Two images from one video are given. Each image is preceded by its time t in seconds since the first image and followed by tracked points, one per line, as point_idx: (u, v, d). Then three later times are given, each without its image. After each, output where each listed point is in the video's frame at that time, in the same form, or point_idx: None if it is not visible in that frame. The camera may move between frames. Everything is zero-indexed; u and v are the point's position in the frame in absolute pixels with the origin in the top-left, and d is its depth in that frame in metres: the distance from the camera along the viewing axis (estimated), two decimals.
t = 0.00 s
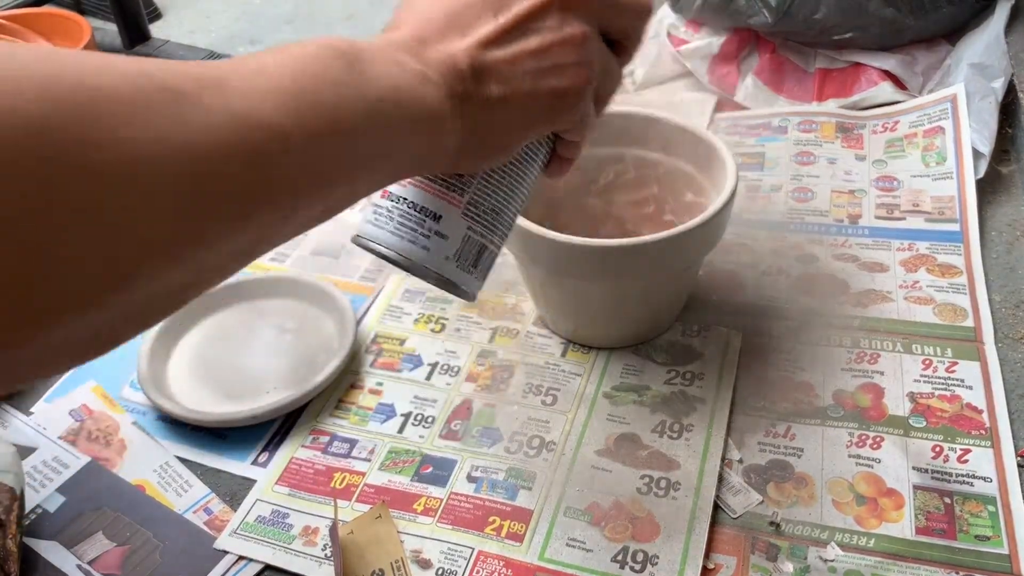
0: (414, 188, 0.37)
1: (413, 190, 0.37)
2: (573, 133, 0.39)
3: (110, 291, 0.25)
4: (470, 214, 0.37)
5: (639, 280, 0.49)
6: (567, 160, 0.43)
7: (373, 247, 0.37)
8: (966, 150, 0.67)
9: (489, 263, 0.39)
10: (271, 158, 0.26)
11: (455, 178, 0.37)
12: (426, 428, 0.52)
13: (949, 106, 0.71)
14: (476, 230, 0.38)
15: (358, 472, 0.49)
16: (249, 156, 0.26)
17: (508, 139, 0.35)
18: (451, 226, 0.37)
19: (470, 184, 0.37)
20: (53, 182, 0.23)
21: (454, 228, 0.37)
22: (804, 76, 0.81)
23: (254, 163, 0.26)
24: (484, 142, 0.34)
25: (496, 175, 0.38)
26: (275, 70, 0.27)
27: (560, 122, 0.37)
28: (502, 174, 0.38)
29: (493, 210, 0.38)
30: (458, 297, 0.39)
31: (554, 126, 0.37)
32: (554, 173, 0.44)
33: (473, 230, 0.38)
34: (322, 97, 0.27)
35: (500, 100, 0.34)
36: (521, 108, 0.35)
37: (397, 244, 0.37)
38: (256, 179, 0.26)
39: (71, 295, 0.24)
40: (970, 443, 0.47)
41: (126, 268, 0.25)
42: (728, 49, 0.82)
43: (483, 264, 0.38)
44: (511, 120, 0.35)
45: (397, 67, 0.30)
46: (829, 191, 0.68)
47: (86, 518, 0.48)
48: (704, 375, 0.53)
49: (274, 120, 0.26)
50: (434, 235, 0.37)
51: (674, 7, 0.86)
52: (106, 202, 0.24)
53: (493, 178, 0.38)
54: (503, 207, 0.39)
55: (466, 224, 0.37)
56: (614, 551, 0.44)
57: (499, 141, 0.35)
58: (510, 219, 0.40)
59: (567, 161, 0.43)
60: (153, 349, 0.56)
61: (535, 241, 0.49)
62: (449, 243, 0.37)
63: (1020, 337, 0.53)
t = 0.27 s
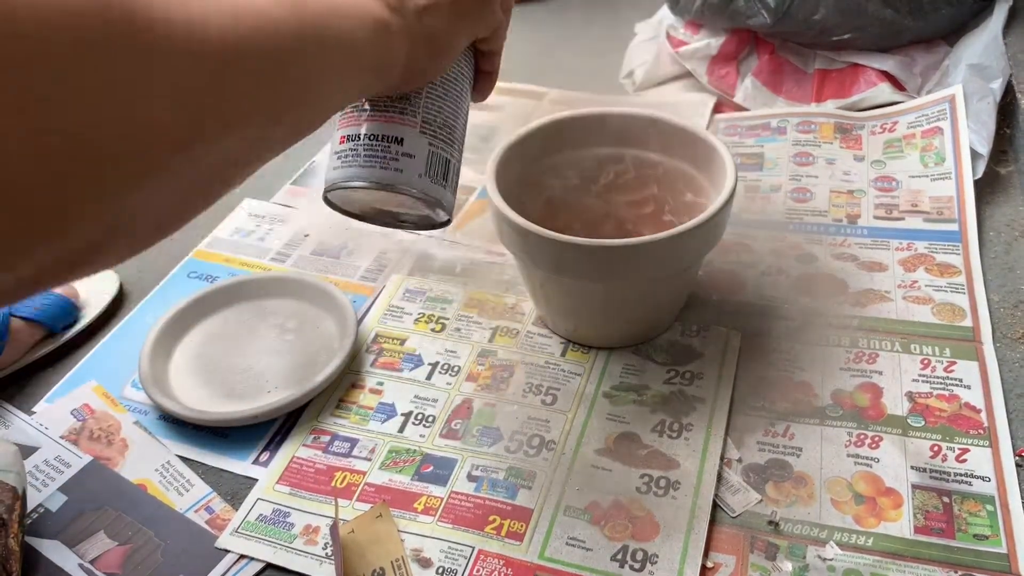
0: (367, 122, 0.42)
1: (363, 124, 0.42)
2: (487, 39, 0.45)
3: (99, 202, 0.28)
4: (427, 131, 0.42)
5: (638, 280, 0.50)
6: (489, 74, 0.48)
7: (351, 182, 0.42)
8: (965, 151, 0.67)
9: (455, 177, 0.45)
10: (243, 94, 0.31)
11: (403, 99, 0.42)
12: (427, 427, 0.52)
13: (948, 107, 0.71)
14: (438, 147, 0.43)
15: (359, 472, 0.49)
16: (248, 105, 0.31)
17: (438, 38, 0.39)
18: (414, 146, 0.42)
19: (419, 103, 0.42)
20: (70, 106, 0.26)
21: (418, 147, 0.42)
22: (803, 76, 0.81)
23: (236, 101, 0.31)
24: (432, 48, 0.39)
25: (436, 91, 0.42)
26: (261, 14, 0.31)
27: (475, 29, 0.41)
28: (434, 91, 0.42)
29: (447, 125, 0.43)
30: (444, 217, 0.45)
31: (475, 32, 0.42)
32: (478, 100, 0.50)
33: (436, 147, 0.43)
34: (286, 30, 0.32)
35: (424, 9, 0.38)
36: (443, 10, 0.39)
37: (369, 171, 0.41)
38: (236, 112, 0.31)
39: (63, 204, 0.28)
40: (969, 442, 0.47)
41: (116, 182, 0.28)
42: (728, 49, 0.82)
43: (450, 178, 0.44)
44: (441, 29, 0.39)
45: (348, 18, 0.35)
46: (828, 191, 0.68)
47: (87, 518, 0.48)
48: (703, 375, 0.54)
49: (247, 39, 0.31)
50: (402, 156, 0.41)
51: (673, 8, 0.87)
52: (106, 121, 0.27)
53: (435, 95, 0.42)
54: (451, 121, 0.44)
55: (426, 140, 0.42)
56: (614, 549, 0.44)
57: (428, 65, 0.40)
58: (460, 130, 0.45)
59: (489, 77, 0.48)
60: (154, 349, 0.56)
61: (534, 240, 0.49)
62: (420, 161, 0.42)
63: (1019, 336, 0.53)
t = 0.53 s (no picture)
0: (471, 184, 0.36)
1: (469, 188, 0.36)
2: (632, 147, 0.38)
3: (87, 266, 0.25)
4: (519, 217, 0.36)
5: (638, 279, 0.50)
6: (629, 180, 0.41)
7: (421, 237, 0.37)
8: (964, 151, 0.67)
9: (536, 278, 0.38)
10: (257, 137, 0.26)
11: (516, 174, 0.36)
12: (427, 427, 0.52)
13: (947, 107, 0.71)
14: (524, 235, 0.36)
15: (359, 471, 0.50)
16: (264, 149, 0.26)
17: (552, 131, 0.34)
18: (497, 224, 0.36)
19: (525, 184, 0.36)
20: (33, 154, 0.23)
21: (499, 226, 0.36)
22: (803, 76, 0.81)
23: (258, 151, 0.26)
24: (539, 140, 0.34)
25: (550, 179, 0.37)
26: (330, 60, 0.27)
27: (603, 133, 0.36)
28: (553, 177, 0.37)
29: (548, 215, 0.37)
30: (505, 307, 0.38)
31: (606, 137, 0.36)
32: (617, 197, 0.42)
33: (521, 235, 0.36)
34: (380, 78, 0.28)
35: (552, 94, 0.33)
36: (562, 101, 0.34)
37: (442, 235, 0.36)
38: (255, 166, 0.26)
39: (38, 258, 0.24)
40: (968, 442, 0.47)
41: (124, 237, 0.25)
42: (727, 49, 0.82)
43: (527, 271, 0.37)
44: (562, 126, 0.34)
45: (454, 88, 0.31)
46: (828, 191, 0.68)
47: (87, 517, 0.48)
48: (703, 375, 0.54)
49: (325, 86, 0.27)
50: (479, 232, 0.36)
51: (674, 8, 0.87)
52: (79, 171, 0.23)
53: (545, 182, 0.36)
54: (553, 214, 0.37)
55: (512, 224, 0.36)
56: (614, 550, 0.44)
57: (544, 144, 0.35)
58: (563, 227, 0.38)
59: (629, 181, 0.41)
60: (154, 349, 0.56)
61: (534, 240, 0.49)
62: (495, 245, 0.36)
63: (1019, 336, 0.54)
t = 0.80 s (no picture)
0: (483, 78, 0.38)
1: (480, 80, 0.37)
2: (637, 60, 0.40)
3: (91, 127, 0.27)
4: (530, 114, 0.38)
5: (637, 279, 0.50)
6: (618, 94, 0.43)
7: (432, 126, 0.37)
8: (964, 151, 0.67)
9: (535, 174, 0.40)
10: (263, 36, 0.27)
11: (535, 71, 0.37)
12: (427, 427, 0.52)
13: (947, 107, 0.71)
14: (531, 133, 0.38)
15: (358, 471, 0.50)
16: (238, 56, 0.27)
17: (589, 31, 0.35)
18: (510, 119, 0.37)
19: (538, 83, 0.38)
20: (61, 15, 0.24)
21: (511, 122, 0.37)
22: (803, 76, 0.81)
23: (201, 61, 0.27)
24: (560, 41, 0.35)
25: (559, 82, 0.38)
26: None
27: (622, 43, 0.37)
28: (561, 80, 0.39)
29: (553, 117, 0.39)
30: (504, 200, 0.40)
31: (625, 46, 0.37)
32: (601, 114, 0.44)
33: (529, 131, 0.38)
34: None
35: None
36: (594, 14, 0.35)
37: (456, 125, 0.37)
38: (204, 72, 0.27)
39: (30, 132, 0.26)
40: (968, 442, 0.47)
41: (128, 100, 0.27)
42: (727, 49, 0.82)
43: (529, 166, 0.39)
44: (596, 26, 0.35)
45: None
46: (828, 191, 0.68)
47: (87, 518, 0.48)
48: (703, 375, 0.54)
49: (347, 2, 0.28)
50: (493, 125, 0.37)
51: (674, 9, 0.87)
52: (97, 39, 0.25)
53: (554, 84, 0.38)
54: (559, 116, 0.39)
55: (523, 121, 0.38)
56: (614, 549, 0.44)
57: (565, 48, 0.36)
58: (560, 131, 0.40)
59: (620, 96, 0.43)
60: (154, 349, 0.56)
61: (534, 240, 0.49)
62: (508, 137, 0.37)
63: (1019, 336, 0.54)
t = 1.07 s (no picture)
0: (298, 102, 0.35)
1: (296, 105, 0.35)
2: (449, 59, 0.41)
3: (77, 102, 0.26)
4: (369, 127, 0.35)
5: (637, 279, 0.50)
6: (443, 105, 0.44)
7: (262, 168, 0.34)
8: (964, 151, 0.67)
9: (389, 193, 0.37)
10: None
11: (327, 83, 0.35)
12: (427, 427, 0.52)
13: (947, 108, 0.71)
14: (377, 150, 0.36)
15: (358, 471, 0.50)
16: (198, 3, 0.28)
17: (402, 26, 0.36)
18: (349, 137, 0.34)
19: (364, 96, 0.36)
20: None
21: (352, 139, 0.34)
22: (803, 76, 0.81)
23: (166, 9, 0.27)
24: (387, 43, 0.36)
25: (385, 92, 0.37)
26: None
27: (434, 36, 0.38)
28: (390, 89, 0.37)
29: (392, 130, 0.37)
30: (369, 225, 0.36)
31: None
32: (424, 133, 0.45)
33: (374, 147, 0.36)
34: None
35: None
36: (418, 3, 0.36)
37: (290, 152, 0.34)
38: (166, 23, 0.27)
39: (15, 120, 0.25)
40: (968, 442, 0.47)
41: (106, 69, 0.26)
42: (727, 49, 0.82)
43: (384, 183, 0.36)
44: None
45: None
46: (828, 191, 0.68)
47: (87, 518, 0.48)
48: (703, 375, 0.54)
49: None
50: (333, 144, 0.34)
51: (674, 9, 0.87)
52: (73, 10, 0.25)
53: (382, 93, 0.37)
54: (397, 128, 0.37)
55: (364, 136, 0.35)
56: (614, 549, 0.44)
57: None
58: (403, 144, 0.38)
59: (444, 105, 0.44)
60: (154, 349, 0.56)
61: (534, 240, 0.49)
62: (354, 155, 0.34)
63: (1019, 336, 0.54)
